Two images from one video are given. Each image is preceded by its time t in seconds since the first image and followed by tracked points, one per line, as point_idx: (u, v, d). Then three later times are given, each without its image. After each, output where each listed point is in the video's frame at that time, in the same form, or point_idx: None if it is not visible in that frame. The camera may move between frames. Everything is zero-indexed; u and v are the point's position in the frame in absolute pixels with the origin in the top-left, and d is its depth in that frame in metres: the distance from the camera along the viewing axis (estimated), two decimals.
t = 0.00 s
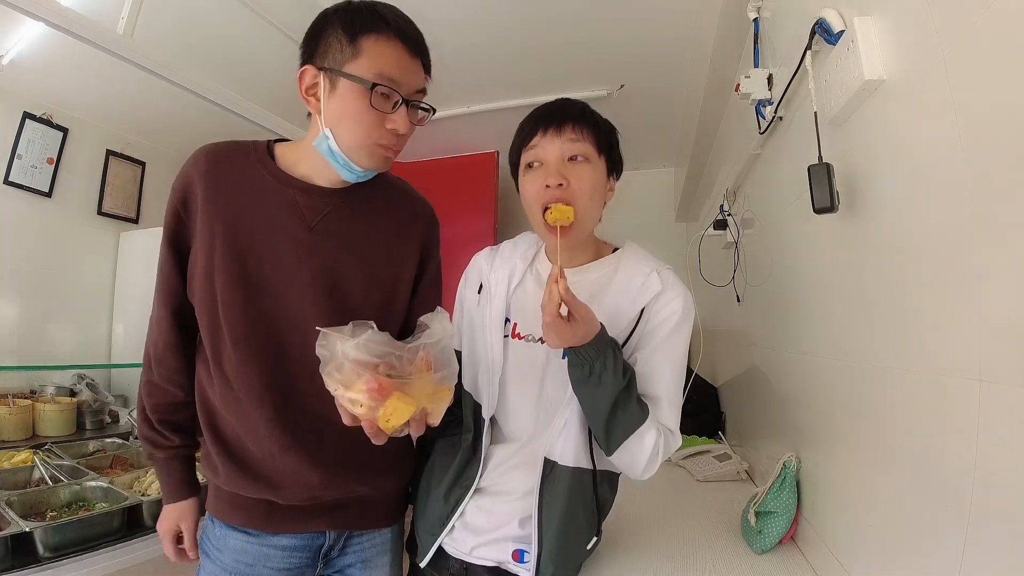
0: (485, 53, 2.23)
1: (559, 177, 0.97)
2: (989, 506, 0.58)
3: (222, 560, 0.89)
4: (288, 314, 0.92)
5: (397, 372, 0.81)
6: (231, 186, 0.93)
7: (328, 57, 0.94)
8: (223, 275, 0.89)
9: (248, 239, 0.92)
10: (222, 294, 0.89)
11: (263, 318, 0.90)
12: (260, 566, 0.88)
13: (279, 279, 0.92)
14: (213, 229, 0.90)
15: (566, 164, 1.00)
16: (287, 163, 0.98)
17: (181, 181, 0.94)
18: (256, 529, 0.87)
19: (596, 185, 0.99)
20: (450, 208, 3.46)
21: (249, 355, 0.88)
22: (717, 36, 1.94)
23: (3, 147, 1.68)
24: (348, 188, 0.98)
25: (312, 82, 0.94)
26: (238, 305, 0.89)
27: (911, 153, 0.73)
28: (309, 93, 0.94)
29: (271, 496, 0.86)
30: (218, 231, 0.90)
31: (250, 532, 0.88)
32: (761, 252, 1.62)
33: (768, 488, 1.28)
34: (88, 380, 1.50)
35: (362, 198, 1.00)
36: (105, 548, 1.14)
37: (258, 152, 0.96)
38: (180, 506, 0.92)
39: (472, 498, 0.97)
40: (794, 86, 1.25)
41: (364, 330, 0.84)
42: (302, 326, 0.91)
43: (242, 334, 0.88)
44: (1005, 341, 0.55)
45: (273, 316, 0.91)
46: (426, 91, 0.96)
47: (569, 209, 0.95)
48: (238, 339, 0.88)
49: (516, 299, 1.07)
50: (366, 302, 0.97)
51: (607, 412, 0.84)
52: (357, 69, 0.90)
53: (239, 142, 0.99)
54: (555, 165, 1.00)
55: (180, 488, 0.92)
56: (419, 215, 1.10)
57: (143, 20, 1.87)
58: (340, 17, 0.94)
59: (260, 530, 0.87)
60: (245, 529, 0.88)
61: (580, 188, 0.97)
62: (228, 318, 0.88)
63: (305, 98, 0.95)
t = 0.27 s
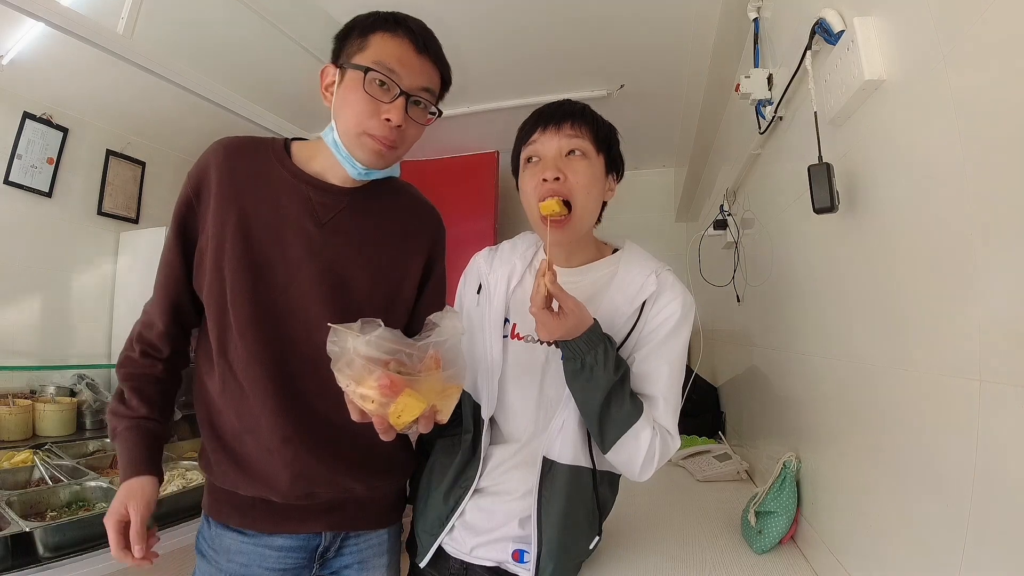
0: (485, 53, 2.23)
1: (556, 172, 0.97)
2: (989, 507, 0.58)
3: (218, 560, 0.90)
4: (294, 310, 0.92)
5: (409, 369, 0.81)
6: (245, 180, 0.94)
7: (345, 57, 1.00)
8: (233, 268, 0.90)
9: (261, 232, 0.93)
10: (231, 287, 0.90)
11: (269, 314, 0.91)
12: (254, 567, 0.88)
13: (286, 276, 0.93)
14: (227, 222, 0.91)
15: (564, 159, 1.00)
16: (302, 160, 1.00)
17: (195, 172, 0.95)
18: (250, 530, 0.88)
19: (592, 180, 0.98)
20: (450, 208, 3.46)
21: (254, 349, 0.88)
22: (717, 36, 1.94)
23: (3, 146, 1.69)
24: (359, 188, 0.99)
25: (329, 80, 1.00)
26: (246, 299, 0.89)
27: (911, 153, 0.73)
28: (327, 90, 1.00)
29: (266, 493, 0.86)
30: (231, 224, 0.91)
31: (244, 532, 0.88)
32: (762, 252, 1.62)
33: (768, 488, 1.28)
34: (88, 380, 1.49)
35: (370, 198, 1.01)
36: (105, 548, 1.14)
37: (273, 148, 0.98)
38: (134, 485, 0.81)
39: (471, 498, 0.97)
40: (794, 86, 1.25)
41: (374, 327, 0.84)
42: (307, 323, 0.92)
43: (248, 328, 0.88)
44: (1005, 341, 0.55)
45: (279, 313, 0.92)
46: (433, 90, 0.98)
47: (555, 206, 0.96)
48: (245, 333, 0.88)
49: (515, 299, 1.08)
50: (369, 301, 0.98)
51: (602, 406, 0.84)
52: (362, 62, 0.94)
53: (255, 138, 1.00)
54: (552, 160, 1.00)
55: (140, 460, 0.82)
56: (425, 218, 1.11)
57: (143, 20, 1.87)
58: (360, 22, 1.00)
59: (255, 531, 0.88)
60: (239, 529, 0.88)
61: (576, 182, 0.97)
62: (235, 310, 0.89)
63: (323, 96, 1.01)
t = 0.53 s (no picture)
0: (485, 52, 2.23)
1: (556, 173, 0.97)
2: (989, 507, 0.58)
3: (211, 558, 0.89)
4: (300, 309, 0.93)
5: (418, 374, 0.81)
6: (257, 177, 0.94)
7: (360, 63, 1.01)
8: (243, 266, 0.90)
9: (271, 230, 0.93)
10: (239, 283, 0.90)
11: (276, 313, 0.91)
12: (247, 565, 0.88)
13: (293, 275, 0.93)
14: (238, 219, 0.91)
15: (564, 161, 0.99)
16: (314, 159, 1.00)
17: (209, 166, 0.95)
18: (245, 526, 0.88)
19: (592, 182, 0.98)
20: (450, 208, 3.46)
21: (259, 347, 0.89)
22: (717, 36, 1.94)
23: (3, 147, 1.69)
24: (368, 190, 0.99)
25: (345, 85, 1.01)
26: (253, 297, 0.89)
27: (911, 153, 0.73)
28: (343, 95, 1.01)
29: (259, 489, 0.87)
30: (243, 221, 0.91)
31: (237, 529, 0.88)
32: (762, 251, 1.62)
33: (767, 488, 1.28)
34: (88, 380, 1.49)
35: (379, 200, 1.01)
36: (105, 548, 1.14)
37: (287, 147, 0.98)
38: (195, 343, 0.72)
39: (471, 499, 0.97)
40: (794, 86, 1.25)
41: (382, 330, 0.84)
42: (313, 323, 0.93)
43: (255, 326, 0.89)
44: (1005, 341, 0.55)
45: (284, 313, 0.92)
46: (443, 97, 0.97)
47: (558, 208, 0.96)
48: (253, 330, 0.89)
49: (515, 300, 1.08)
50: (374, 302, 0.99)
51: (620, 423, 0.83)
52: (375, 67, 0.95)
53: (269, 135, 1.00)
54: (552, 162, 1.00)
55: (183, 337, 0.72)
56: (431, 221, 1.11)
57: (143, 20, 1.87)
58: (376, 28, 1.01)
59: (253, 528, 0.88)
60: (233, 525, 0.88)
61: (576, 184, 0.97)
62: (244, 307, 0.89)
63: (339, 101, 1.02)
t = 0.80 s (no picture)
0: (485, 52, 2.23)
1: (557, 178, 0.97)
2: (989, 506, 0.58)
3: (211, 552, 0.90)
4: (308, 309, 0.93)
5: (414, 369, 0.81)
6: (266, 179, 0.95)
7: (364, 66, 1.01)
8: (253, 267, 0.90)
9: (279, 231, 0.94)
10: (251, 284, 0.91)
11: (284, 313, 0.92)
12: (246, 562, 0.88)
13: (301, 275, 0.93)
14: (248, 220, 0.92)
15: (563, 166, 0.99)
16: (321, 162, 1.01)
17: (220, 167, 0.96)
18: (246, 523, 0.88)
19: (591, 185, 0.98)
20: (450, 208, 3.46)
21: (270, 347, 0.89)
22: (717, 36, 1.94)
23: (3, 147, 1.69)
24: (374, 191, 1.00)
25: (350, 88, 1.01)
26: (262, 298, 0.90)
27: (912, 153, 0.73)
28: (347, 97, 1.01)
29: (260, 486, 0.87)
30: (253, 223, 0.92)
31: (237, 525, 0.89)
32: (762, 251, 1.62)
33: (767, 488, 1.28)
34: (88, 380, 1.47)
35: (386, 201, 1.02)
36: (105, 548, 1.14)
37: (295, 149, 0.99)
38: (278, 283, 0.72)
39: (472, 498, 0.97)
40: (794, 86, 1.25)
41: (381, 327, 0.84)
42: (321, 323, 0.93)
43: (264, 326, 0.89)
44: (1005, 341, 0.55)
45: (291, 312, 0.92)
46: (448, 99, 0.98)
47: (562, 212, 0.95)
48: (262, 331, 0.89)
49: (519, 299, 1.08)
50: (382, 302, 0.99)
51: (639, 430, 0.83)
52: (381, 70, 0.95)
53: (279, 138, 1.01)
54: (551, 166, 1.00)
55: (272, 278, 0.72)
56: (437, 222, 1.12)
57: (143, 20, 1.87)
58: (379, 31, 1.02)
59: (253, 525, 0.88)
60: (234, 521, 0.88)
61: (576, 189, 0.97)
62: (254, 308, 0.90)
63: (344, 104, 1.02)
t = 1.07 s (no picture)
0: (486, 52, 2.23)
1: (557, 185, 0.97)
2: (989, 506, 0.58)
3: (216, 547, 0.90)
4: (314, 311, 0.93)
5: (409, 369, 0.81)
6: (272, 181, 0.95)
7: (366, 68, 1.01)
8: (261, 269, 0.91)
9: (285, 232, 0.93)
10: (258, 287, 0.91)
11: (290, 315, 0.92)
12: (250, 557, 0.89)
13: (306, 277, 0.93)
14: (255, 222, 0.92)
15: (562, 171, 0.99)
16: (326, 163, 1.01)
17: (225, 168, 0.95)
18: (250, 520, 0.88)
19: (592, 189, 0.98)
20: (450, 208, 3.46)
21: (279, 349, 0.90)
22: (717, 37, 1.94)
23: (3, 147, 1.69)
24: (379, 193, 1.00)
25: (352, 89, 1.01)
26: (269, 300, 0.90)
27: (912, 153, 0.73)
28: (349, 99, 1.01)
29: (264, 486, 0.87)
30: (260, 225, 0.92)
31: (243, 522, 0.89)
32: (762, 251, 1.62)
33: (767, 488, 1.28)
34: (88, 380, 1.47)
35: (393, 203, 1.02)
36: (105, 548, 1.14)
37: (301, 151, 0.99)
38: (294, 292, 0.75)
39: (473, 496, 0.97)
40: (794, 86, 1.26)
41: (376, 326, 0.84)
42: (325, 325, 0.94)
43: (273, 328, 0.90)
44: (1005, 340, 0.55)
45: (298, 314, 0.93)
46: (449, 99, 0.98)
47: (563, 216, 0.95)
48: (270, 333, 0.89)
49: (519, 299, 1.08)
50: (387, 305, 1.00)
51: (631, 426, 0.83)
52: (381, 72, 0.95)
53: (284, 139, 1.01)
54: (551, 171, 1.00)
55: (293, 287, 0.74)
56: (442, 224, 1.12)
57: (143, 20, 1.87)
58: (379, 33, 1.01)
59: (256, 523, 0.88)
60: (239, 518, 0.89)
61: (576, 195, 0.97)
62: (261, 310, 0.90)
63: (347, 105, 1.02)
